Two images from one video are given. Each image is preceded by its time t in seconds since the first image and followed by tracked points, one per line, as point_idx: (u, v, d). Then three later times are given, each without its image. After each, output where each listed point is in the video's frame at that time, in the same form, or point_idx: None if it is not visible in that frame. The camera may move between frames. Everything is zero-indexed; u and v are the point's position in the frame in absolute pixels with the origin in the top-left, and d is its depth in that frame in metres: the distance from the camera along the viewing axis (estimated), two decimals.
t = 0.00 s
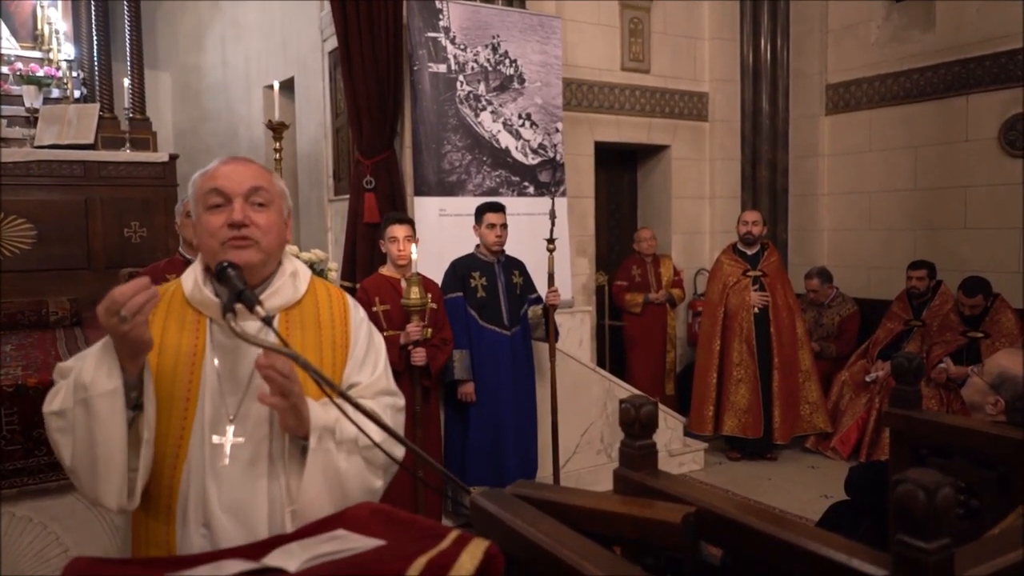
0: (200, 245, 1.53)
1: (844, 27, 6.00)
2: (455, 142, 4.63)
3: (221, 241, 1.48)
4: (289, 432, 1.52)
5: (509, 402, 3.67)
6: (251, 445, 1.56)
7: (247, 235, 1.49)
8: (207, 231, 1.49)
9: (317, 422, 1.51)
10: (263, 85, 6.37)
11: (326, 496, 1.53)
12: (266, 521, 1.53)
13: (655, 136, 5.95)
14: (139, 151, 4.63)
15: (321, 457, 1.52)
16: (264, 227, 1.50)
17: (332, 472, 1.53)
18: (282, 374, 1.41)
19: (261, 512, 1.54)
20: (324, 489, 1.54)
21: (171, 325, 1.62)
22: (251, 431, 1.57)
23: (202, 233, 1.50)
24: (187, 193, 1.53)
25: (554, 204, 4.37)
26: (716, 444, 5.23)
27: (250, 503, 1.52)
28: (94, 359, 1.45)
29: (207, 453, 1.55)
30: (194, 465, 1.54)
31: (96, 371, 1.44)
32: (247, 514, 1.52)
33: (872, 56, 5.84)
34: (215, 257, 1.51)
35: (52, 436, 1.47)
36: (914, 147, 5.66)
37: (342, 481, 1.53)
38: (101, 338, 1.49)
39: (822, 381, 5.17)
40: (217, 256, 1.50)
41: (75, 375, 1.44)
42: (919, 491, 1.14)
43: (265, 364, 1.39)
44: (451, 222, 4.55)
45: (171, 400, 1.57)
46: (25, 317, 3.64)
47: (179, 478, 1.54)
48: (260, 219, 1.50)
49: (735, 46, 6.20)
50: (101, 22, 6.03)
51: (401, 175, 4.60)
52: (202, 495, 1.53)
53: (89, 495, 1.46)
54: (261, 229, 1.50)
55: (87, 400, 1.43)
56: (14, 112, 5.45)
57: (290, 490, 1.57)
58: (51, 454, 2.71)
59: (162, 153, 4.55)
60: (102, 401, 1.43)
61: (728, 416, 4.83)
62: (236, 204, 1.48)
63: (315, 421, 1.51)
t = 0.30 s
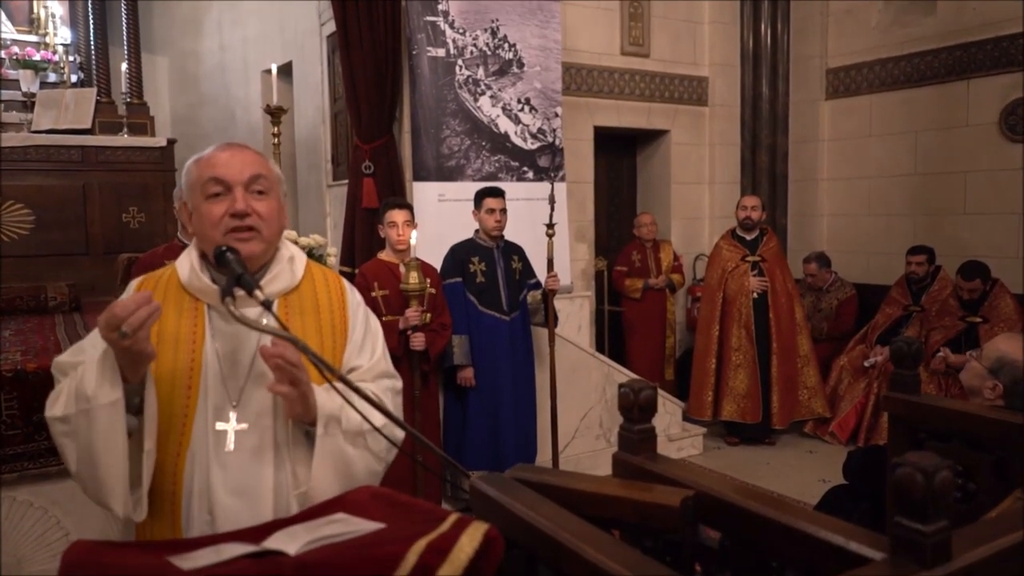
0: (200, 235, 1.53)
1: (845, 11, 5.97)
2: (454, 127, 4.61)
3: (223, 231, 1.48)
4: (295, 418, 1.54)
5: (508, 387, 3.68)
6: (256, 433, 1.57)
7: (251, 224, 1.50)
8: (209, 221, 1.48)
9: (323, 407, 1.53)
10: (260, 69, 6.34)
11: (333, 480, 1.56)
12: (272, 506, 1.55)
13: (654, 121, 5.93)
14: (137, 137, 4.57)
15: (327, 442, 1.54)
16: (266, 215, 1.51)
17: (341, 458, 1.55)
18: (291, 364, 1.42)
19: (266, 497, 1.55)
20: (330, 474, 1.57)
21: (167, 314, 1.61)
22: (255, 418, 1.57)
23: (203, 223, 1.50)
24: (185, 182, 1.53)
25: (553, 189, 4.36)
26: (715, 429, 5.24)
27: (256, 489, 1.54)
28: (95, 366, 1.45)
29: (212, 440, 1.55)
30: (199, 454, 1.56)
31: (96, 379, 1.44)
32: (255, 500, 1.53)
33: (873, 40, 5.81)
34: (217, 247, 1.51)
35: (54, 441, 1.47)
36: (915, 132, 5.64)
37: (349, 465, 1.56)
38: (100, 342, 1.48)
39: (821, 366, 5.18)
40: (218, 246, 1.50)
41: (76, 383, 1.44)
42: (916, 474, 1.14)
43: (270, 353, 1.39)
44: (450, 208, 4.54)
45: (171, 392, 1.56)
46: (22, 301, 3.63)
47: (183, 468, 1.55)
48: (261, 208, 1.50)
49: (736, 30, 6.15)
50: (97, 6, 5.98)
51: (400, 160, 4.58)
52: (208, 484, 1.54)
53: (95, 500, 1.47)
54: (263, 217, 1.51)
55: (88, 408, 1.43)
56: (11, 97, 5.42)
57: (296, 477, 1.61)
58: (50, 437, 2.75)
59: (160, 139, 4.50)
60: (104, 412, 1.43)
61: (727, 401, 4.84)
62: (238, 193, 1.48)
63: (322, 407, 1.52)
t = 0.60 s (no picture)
0: (195, 226, 1.53)
1: None
2: (453, 115, 4.60)
3: (220, 222, 1.49)
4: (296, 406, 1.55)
5: (506, 375, 3.68)
6: (257, 421, 1.57)
7: (249, 215, 1.51)
8: (205, 212, 1.49)
9: (324, 394, 1.53)
10: (258, 58, 6.33)
11: (336, 467, 1.56)
12: (274, 492, 1.56)
13: (654, 110, 5.92)
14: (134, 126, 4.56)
15: (329, 430, 1.55)
16: (261, 205, 1.52)
17: (343, 446, 1.56)
18: (293, 352, 1.42)
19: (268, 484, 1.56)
20: (332, 459, 1.58)
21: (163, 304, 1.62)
22: (256, 406, 1.58)
23: (199, 214, 1.50)
24: (178, 174, 1.52)
25: (552, 177, 4.35)
26: (713, 417, 5.25)
27: (260, 476, 1.55)
28: (96, 359, 1.45)
29: (213, 428, 1.56)
30: (200, 443, 1.56)
31: (97, 372, 1.44)
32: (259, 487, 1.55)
33: (873, 28, 5.80)
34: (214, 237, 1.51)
35: (55, 435, 1.46)
36: (914, 120, 5.64)
37: (350, 452, 1.56)
38: (99, 333, 1.48)
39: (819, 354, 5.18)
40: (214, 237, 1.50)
41: (77, 377, 1.44)
42: (913, 459, 1.14)
43: (269, 341, 1.39)
44: (448, 196, 4.54)
45: (170, 382, 1.56)
46: (22, 291, 3.63)
47: (185, 456, 1.55)
48: (257, 197, 1.51)
49: (736, 19, 6.13)
50: None
51: (398, 149, 4.57)
52: (211, 472, 1.55)
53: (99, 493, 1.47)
54: (260, 208, 1.52)
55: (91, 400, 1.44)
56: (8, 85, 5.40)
57: (299, 464, 1.61)
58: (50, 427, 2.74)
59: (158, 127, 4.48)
60: (107, 404, 1.44)
61: (725, 389, 4.85)
62: (233, 183, 1.48)
63: (322, 394, 1.53)
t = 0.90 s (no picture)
0: (195, 211, 1.52)
1: None
2: (453, 103, 4.59)
3: (221, 206, 1.48)
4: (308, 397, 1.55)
5: (506, 362, 3.68)
6: (260, 404, 1.58)
7: (250, 197, 1.50)
8: (207, 197, 1.48)
9: (334, 384, 1.53)
10: (258, 45, 6.30)
11: (344, 449, 1.56)
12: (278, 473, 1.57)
13: (654, 98, 5.90)
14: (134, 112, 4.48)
15: (338, 420, 1.54)
16: (262, 187, 1.51)
17: (353, 431, 1.55)
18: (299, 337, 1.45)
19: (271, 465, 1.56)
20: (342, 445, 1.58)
21: (160, 291, 1.61)
22: (258, 388, 1.59)
23: (199, 199, 1.49)
24: (175, 159, 1.51)
25: (553, 165, 4.34)
26: (712, 406, 5.26)
27: (264, 459, 1.55)
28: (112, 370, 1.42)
29: (217, 412, 1.56)
30: (202, 427, 1.55)
31: (112, 383, 1.41)
32: (262, 470, 1.55)
33: (875, 16, 5.78)
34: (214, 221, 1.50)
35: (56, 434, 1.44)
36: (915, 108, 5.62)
37: (361, 439, 1.57)
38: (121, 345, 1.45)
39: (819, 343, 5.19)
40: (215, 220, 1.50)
41: (88, 384, 1.41)
42: (914, 442, 1.14)
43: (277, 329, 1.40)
44: (448, 184, 4.52)
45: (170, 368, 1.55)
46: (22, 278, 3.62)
47: (187, 443, 1.54)
48: (257, 180, 1.50)
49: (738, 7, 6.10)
50: None
51: (398, 136, 4.56)
52: (213, 456, 1.54)
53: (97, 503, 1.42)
54: (260, 190, 1.51)
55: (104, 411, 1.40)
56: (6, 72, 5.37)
57: (306, 449, 1.62)
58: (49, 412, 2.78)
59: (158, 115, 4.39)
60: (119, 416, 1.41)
61: (725, 378, 4.85)
62: (233, 166, 1.48)
63: (333, 383, 1.52)
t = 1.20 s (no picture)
0: (188, 196, 1.51)
1: None
2: (453, 92, 4.58)
3: (218, 187, 1.48)
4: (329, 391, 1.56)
5: (506, 352, 3.69)
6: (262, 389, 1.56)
7: (245, 175, 1.50)
8: (201, 179, 1.48)
9: (357, 381, 1.56)
10: (258, 35, 6.29)
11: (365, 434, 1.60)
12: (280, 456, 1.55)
13: (654, 88, 5.89)
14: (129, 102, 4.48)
15: (360, 412, 1.58)
16: (255, 166, 1.52)
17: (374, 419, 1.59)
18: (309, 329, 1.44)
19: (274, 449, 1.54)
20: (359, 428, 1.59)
21: (154, 282, 1.57)
22: (259, 371, 1.57)
23: (193, 182, 1.49)
24: (164, 145, 1.51)
25: (552, 155, 4.34)
26: (711, 395, 5.26)
27: (269, 443, 1.54)
28: (137, 393, 1.41)
29: (222, 400, 1.52)
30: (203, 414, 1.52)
31: (138, 408, 1.41)
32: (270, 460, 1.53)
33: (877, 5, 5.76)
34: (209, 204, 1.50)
35: (64, 443, 1.45)
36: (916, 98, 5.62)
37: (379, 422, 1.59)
38: (146, 367, 1.44)
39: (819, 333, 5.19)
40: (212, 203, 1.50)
41: (112, 404, 1.41)
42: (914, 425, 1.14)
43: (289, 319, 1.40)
44: (449, 173, 4.52)
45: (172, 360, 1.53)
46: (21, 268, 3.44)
47: (189, 437, 1.51)
48: (250, 158, 1.51)
49: None
50: None
51: (398, 126, 4.56)
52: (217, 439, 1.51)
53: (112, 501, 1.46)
54: (254, 168, 1.52)
55: (128, 433, 1.42)
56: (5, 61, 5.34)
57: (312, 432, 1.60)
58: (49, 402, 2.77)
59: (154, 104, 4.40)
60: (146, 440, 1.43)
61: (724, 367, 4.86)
62: (225, 145, 1.48)
63: (355, 382, 1.55)
